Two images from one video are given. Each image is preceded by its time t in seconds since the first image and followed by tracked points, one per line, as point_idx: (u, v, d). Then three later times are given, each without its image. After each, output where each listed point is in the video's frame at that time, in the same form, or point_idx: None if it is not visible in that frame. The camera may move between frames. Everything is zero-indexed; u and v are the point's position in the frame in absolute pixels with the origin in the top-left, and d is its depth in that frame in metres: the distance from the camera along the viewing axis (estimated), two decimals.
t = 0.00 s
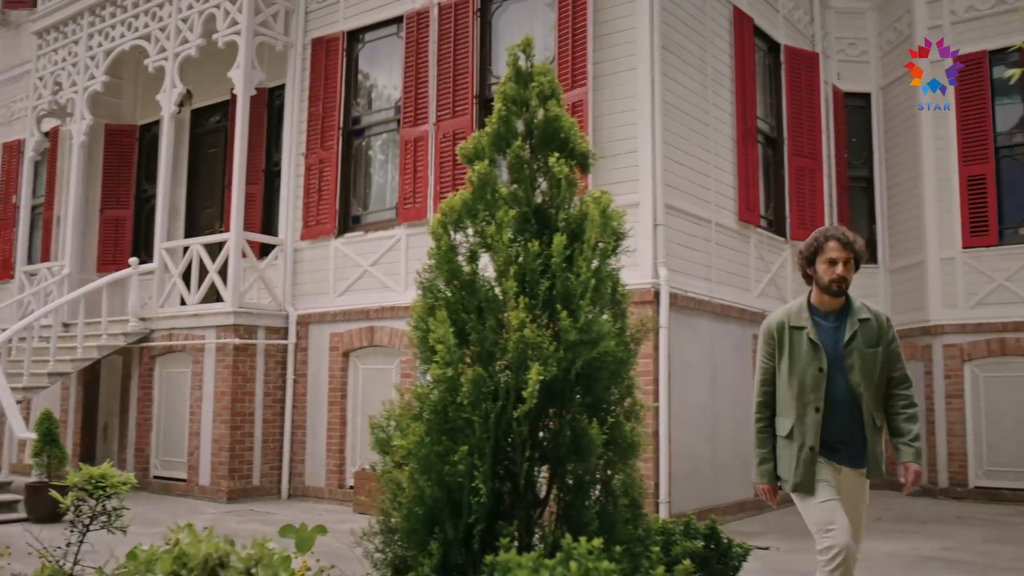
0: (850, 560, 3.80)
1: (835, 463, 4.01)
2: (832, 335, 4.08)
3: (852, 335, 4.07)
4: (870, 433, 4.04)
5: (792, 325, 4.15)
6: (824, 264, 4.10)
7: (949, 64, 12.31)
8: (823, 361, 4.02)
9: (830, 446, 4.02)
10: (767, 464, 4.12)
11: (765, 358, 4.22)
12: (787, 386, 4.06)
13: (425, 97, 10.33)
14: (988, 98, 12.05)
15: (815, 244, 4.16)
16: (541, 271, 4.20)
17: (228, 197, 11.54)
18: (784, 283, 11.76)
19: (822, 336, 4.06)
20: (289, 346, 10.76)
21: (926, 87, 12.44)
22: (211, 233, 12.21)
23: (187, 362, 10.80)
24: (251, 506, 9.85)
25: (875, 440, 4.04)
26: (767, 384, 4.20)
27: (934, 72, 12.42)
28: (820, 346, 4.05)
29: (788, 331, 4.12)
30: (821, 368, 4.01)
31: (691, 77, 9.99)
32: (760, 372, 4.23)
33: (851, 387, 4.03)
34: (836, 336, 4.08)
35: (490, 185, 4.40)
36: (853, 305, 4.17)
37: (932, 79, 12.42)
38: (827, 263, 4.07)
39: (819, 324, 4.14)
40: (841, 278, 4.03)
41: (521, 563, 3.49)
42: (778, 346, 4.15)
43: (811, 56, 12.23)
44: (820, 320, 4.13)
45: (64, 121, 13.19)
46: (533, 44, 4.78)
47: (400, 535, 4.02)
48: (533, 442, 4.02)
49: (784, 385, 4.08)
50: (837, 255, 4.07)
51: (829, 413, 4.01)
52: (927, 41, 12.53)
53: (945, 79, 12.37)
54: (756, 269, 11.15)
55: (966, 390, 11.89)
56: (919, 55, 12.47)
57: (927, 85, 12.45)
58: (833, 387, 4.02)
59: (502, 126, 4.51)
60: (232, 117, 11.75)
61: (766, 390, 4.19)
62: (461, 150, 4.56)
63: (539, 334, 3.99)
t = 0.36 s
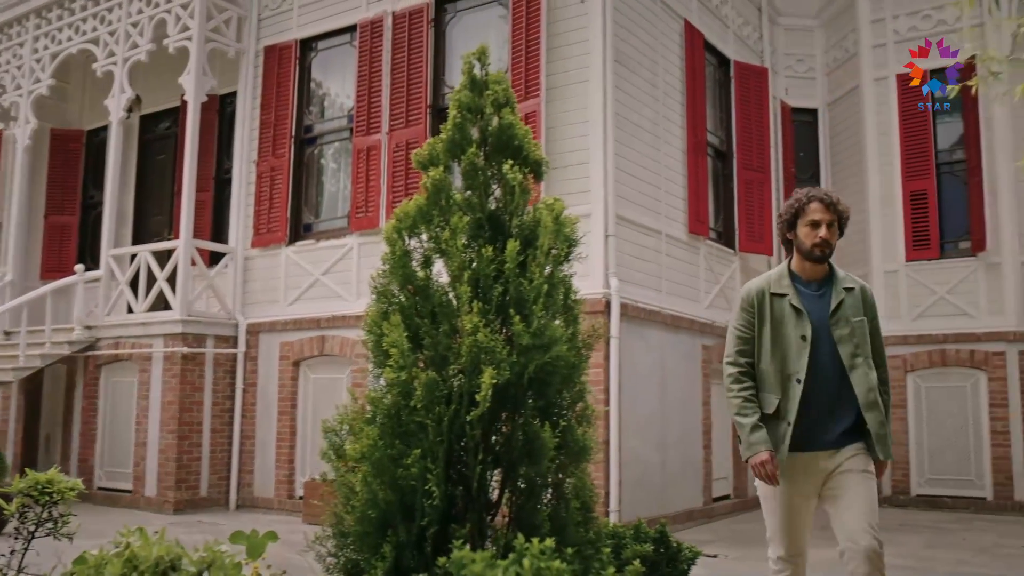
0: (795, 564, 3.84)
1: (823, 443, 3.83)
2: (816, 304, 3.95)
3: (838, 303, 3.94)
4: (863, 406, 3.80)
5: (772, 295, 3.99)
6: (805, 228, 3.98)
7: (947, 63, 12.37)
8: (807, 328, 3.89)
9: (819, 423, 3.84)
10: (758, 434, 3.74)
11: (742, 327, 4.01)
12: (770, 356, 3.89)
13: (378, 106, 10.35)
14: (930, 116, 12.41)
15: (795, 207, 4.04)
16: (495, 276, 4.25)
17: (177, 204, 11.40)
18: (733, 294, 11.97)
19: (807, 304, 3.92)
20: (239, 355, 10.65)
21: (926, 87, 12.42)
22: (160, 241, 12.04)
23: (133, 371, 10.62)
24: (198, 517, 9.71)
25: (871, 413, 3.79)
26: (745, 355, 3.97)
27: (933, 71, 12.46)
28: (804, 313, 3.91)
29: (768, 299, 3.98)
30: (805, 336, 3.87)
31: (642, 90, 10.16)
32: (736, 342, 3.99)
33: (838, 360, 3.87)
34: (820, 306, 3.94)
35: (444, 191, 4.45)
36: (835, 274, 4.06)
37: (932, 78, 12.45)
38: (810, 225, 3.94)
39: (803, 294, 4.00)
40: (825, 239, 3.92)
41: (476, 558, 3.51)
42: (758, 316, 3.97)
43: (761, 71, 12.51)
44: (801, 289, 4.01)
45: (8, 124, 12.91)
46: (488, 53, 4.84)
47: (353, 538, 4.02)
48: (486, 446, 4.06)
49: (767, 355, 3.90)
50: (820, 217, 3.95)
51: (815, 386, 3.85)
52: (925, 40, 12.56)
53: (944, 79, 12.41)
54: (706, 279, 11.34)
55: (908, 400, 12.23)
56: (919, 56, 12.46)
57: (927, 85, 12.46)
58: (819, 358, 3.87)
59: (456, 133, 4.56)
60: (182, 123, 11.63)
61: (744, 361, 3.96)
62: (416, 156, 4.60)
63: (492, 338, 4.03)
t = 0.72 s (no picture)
0: None
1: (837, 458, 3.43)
2: (837, 297, 3.58)
3: (861, 300, 3.59)
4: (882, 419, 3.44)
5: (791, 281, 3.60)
6: (831, 211, 3.63)
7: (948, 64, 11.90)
8: (831, 322, 3.51)
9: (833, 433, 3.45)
10: (758, 451, 3.41)
11: (757, 315, 3.60)
12: (790, 352, 3.48)
13: (340, 118, 10.37)
14: (885, 134, 12.76)
15: (820, 184, 3.68)
16: (460, 285, 4.30)
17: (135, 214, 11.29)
18: (693, 307, 12.14)
19: (830, 296, 3.55)
20: (198, 366, 10.54)
21: (929, 81, 11.03)
22: (117, 250, 11.90)
23: (89, 383, 10.47)
24: (154, 530, 9.57)
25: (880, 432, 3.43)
26: (760, 347, 3.56)
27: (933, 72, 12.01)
28: (828, 305, 3.53)
29: (788, 286, 3.58)
30: (828, 332, 3.49)
31: (604, 105, 10.30)
32: (751, 331, 3.57)
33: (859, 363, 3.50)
34: (842, 301, 3.58)
35: (409, 201, 4.49)
36: (858, 268, 3.71)
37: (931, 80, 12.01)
38: (836, 207, 3.60)
39: (825, 284, 3.61)
40: (853, 223, 3.56)
41: (443, 560, 3.55)
42: (777, 304, 3.57)
43: (720, 88, 12.75)
44: (824, 279, 3.62)
45: None
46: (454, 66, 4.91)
47: (317, 546, 4.03)
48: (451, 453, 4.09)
49: (785, 349, 3.50)
50: (849, 199, 3.60)
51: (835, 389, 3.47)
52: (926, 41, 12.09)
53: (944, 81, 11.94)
54: (665, 292, 11.48)
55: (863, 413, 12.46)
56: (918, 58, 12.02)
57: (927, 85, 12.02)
58: (839, 359, 3.50)
59: (422, 144, 4.61)
60: (141, 132, 11.54)
61: (759, 354, 3.54)
62: (383, 166, 4.64)
63: (457, 347, 4.07)
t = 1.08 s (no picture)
0: None
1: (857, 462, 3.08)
2: (841, 289, 3.26)
3: (867, 286, 3.23)
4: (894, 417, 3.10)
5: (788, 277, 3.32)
6: (815, 207, 3.29)
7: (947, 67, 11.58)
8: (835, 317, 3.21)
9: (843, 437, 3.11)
10: (747, 464, 3.20)
11: (752, 317, 3.36)
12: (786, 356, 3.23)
13: (306, 135, 10.37)
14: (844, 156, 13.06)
15: (802, 176, 3.33)
16: (429, 301, 4.33)
17: (97, 229, 11.17)
18: (656, 325, 12.27)
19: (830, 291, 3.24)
20: (159, 383, 10.42)
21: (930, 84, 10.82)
22: (77, 265, 11.75)
23: (47, 400, 10.31)
24: (112, 549, 9.43)
25: (892, 428, 3.09)
26: (755, 352, 3.32)
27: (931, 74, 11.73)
28: (829, 298, 3.23)
29: (784, 282, 3.31)
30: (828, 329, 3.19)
31: (568, 125, 10.42)
32: (744, 335, 3.34)
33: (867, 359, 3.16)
34: (846, 292, 3.25)
35: (379, 217, 4.53)
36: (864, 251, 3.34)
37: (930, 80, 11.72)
38: (816, 206, 3.26)
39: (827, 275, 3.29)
40: (839, 219, 3.22)
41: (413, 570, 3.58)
42: (773, 303, 3.32)
43: (683, 109, 12.96)
44: (825, 269, 3.31)
45: None
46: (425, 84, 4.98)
47: (286, 560, 4.03)
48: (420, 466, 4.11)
49: (783, 353, 3.25)
50: (832, 193, 3.23)
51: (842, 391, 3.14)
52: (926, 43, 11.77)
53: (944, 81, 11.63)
54: (629, 310, 11.60)
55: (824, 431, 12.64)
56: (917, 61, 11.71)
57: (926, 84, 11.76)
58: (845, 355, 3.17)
59: (392, 161, 4.66)
60: (104, 147, 11.44)
61: (753, 360, 3.32)
62: (353, 183, 4.67)
63: (427, 362, 4.10)
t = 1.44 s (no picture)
0: None
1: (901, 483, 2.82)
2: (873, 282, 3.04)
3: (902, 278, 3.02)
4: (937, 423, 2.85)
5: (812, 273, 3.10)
6: (839, 183, 3.09)
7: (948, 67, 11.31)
8: (865, 313, 2.97)
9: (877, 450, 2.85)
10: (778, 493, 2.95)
11: (772, 321, 3.12)
12: (807, 365, 2.99)
13: (276, 152, 10.38)
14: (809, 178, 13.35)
15: (822, 155, 3.13)
16: (405, 318, 4.36)
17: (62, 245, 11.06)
18: (624, 344, 12.39)
19: (858, 283, 3.01)
20: (124, 401, 10.30)
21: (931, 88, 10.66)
22: (41, 281, 11.61)
23: (9, 419, 10.15)
24: (74, 570, 9.29)
25: (940, 436, 2.84)
26: (776, 362, 3.08)
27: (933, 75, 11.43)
28: (859, 294, 3.01)
29: (805, 279, 3.09)
30: (858, 330, 2.95)
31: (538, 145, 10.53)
32: (764, 343, 3.11)
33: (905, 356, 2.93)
34: (880, 283, 3.03)
35: (357, 234, 4.56)
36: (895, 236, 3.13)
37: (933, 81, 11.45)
38: (841, 180, 3.07)
39: (856, 266, 3.08)
40: (868, 195, 3.02)
41: None
42: (793, 306, 3.08)
43: (651, 130, 13.16)
44: (853, 261, 3.10)
45: None
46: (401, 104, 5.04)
47: None
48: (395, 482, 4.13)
49: (804, 362, 3.01)
50: (862, 165, 3.04)
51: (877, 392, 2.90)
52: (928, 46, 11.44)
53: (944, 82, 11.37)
54: (598, 329, 11.71)
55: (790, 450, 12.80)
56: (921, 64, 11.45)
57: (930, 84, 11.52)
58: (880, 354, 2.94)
59: (369, 179, 4.71)
60: (71, 162, 11.35)
61: (775, 371, 3.08)
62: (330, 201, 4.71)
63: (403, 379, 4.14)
